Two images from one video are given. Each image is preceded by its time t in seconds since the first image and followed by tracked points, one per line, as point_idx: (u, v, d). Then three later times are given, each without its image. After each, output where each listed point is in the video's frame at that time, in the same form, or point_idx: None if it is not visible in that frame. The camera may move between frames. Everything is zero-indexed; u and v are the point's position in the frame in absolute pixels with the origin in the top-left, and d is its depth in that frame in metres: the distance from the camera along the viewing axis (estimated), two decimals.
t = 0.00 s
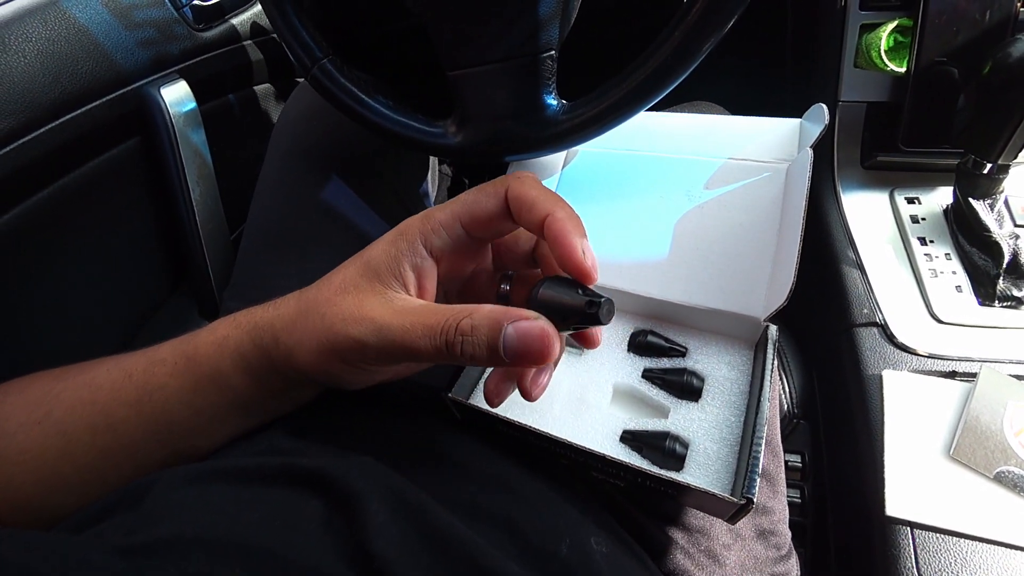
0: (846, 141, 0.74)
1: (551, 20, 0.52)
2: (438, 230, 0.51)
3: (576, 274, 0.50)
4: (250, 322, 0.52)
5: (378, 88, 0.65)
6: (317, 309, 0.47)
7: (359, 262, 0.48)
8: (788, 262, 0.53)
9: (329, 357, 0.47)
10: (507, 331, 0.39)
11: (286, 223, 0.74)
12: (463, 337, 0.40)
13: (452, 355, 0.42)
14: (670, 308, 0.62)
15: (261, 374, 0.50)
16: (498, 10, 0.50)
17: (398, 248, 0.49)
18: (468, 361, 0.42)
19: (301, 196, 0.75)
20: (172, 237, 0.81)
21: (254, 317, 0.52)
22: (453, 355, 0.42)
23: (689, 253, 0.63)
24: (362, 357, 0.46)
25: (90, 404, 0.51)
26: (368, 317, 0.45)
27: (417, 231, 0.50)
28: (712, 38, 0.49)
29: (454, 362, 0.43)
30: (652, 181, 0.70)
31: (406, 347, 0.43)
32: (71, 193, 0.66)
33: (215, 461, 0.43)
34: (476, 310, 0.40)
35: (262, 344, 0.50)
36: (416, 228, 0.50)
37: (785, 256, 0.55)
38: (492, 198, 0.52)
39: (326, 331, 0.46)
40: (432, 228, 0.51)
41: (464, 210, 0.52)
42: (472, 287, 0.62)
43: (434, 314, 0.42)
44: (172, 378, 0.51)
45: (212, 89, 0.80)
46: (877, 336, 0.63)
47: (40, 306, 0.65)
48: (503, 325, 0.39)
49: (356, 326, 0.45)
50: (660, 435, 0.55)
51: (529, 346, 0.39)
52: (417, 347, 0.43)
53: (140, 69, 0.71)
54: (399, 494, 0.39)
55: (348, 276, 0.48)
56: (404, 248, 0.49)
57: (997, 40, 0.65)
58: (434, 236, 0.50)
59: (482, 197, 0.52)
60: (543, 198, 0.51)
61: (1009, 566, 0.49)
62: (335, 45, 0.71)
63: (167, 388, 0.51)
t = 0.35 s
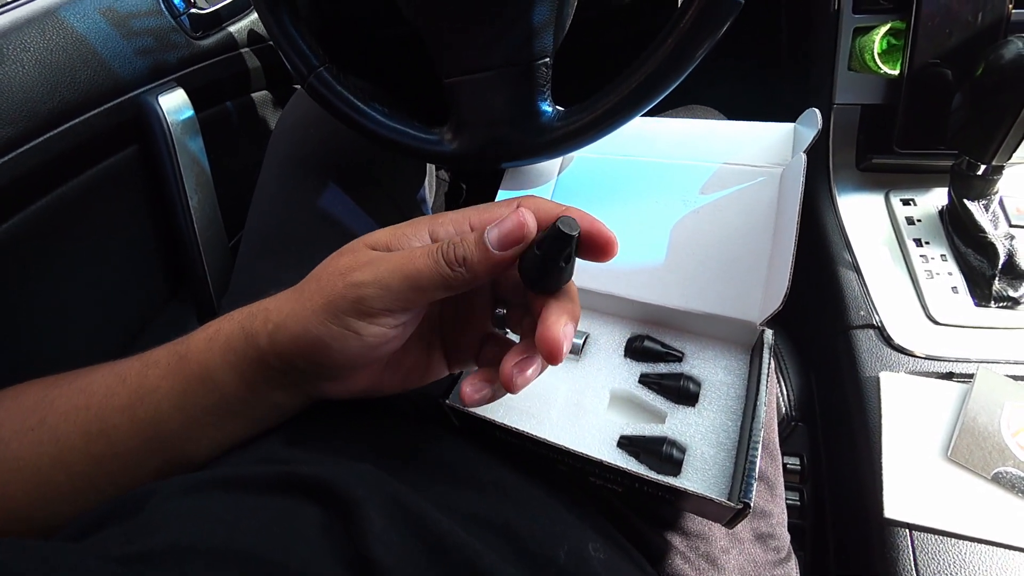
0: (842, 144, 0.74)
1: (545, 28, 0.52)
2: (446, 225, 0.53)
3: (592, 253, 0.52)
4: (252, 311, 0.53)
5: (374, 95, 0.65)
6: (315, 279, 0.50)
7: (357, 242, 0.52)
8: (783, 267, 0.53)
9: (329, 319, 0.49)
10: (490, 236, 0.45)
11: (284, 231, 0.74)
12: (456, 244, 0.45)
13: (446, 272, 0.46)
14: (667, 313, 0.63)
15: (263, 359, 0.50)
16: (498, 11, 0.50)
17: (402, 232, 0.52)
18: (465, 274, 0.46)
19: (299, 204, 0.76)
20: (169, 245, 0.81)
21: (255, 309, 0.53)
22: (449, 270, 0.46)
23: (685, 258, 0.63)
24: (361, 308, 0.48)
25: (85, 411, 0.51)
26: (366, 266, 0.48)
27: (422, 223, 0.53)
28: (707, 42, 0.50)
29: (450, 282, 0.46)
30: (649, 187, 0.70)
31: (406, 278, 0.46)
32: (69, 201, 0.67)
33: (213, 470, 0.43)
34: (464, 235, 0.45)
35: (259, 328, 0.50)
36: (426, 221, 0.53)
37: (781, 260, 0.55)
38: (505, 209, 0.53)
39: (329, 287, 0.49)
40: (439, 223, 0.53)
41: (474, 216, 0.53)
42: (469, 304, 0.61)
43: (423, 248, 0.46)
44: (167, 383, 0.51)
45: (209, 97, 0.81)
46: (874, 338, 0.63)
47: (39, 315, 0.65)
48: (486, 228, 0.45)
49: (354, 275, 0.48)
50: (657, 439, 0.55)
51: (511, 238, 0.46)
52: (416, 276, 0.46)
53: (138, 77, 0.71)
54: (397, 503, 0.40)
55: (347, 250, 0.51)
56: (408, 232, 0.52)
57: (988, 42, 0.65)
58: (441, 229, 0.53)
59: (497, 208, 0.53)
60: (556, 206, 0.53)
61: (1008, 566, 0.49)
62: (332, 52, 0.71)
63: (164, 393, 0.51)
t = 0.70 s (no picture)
0: (841, 148, 0.74)
1: (544, 36, 0.52)
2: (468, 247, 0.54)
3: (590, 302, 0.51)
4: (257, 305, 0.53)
5: (374, 104, 0.65)
6: (332, 276, 0.51)
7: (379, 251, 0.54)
8: (782, 273, 0.53)
9: (326, 316, 0.49)
10: (501, 260, 0.45)
11: (285, 239, 0.74)
12: (466, 262, 0.45)
13: (449, 287, 0.46)
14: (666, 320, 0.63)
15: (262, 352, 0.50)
16: (498, 10, 0.50)
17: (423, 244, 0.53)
18: (467, 292, 0.46)
19: (299, 211, 0.76)
20: (171, 253, 0.81)
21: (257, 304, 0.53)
22: (453, 285, 0.45)
23: (685, 263, 0.64)
24: (362, 307, 0.48)
25: (81, 414, 0.51)
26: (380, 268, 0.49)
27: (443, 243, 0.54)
28: (705, 48, 0.50)
29: (453, 297, 0.46)
30: (647, 193, 0.70)
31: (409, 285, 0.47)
32: (71, 210, 0.67)
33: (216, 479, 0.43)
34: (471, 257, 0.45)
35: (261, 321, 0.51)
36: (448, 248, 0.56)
37: (779, 265, 0.55)
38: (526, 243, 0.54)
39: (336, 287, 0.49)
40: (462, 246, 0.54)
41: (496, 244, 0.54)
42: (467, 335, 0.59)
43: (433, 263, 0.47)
44: (169, 389, 0.51)
45: (210, 106, 0.81)
46: (874, 342, 0.63)
47: (42, 324, 0.65)
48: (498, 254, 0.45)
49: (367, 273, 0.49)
50: (658, 445, 0.55)
51: (519, 265, 0.44)
52: (420, 284, 0.46)
53: (140, 87, 0.72)
54: (399, 510, 0.40)
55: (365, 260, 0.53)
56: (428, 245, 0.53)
57: (983, 46, 0.66)
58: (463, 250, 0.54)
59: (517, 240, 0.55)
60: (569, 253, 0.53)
61: (1009, 570, 0.49)
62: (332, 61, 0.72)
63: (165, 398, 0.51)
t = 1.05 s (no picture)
0: (840, 150, 0.74)
1: (543, 37, 0.52)
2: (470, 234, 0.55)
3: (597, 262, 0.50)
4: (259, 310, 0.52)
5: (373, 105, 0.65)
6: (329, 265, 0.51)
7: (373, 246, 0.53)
8: (781, 275, 0.53)
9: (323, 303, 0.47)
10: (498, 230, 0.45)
11: (283, 240, 0.74)
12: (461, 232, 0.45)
13: (446, 254, 0.45)
14: (666, 321, 0.63)
15: (260, 356, 0.49)
16: (498, 10, 0.50)
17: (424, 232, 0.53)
18: (464, 261, 0.45)
19: (298, 212, 0.76)
20: (169, 254, 0.81)
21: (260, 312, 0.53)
22: (450, 255, 0.45)
23: (684, 264, 0.63)
24: (357, 287, 0.47)
25: (79, 419, 0.51)
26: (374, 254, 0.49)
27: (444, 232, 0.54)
28: (704, 49, 0.50)
29: (451, 268, 0.46)
30: (647, 194, 0.70)
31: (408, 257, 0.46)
32: (68, 211, 0.67)
33: (213, 482, 0.43)
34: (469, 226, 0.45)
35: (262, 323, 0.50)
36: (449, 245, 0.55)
37: (779, 267, 0.55)
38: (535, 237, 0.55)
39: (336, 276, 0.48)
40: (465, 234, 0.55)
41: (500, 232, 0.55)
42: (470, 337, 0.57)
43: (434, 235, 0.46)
44: (165, 391, 0.51)
45: (209, 107, 0.81)
46: (873, 344, 0.63)
47: (39, 325, 0.65)
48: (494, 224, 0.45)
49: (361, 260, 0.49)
50: (657, 448, 0.55)
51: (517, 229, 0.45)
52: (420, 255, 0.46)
53: (139, 88, 0.72)
54: (397, 513, 0.40)
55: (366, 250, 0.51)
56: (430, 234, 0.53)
57: (982, 49, 0.66)
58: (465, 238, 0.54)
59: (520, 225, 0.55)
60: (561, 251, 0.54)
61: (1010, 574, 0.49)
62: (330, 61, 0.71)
63: (162, 401, 0.50)
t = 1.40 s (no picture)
0: (841, 150, 0.74)
1: (544, 34, 0.52)
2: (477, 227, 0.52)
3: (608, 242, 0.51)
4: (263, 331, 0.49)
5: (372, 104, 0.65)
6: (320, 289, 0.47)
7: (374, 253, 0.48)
8: (783, 275, 0.53)
9: (346, 333, 0.45)
10: (522, 222, 0.40)
11: (281, 239, 0.73)
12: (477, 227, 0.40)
13: (473, 260, 0.40)
14: (667, 321, 0.62)
15: (280, 389, 0.48)
16: (498, 11, 0.49)
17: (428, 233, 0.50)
18: (496, 260, 0.41)
19: (295, 211, 0.75)
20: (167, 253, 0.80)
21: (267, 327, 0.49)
22: (476, 258, 0.40)
23: (685, 264, 0.63)
24: (384, 314, 0.44)
25: (74, 419, 0.50)
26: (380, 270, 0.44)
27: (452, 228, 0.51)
28: (706, 48, 0.50)
29: (481, 272, 0.42)
30: (647, 193, 0.70)
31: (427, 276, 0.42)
32: (64, 209, 0.66)
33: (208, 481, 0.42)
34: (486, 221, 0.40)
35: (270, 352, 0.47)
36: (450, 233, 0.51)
37: (780, 267, 0.54)
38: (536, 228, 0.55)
39: (345, 303, 0.44)
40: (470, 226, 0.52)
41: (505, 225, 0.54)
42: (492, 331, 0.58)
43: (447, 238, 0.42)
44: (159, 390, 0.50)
45: (208, 105, 0.80)
46: (875, 345, 0.63)
47: (34, 324, 0.65)
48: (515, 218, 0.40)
49: (370, 280, 0.44)
50: (658, 449, 0.54)
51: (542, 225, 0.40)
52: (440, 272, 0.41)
53: (136, 86, 0.71)
54: (394, 513, 0.39)
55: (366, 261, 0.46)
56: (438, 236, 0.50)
57: (983, 52, 0.65)
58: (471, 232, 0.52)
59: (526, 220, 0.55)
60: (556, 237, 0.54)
61: None
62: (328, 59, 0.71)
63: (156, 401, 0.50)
